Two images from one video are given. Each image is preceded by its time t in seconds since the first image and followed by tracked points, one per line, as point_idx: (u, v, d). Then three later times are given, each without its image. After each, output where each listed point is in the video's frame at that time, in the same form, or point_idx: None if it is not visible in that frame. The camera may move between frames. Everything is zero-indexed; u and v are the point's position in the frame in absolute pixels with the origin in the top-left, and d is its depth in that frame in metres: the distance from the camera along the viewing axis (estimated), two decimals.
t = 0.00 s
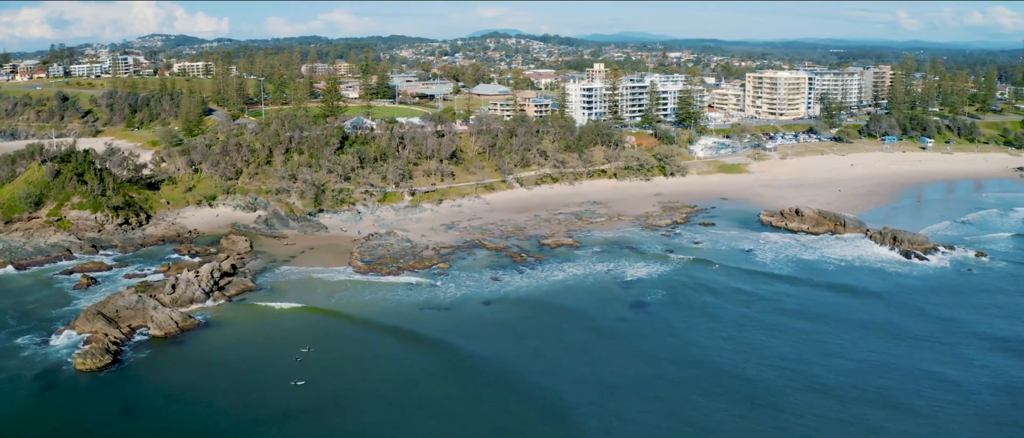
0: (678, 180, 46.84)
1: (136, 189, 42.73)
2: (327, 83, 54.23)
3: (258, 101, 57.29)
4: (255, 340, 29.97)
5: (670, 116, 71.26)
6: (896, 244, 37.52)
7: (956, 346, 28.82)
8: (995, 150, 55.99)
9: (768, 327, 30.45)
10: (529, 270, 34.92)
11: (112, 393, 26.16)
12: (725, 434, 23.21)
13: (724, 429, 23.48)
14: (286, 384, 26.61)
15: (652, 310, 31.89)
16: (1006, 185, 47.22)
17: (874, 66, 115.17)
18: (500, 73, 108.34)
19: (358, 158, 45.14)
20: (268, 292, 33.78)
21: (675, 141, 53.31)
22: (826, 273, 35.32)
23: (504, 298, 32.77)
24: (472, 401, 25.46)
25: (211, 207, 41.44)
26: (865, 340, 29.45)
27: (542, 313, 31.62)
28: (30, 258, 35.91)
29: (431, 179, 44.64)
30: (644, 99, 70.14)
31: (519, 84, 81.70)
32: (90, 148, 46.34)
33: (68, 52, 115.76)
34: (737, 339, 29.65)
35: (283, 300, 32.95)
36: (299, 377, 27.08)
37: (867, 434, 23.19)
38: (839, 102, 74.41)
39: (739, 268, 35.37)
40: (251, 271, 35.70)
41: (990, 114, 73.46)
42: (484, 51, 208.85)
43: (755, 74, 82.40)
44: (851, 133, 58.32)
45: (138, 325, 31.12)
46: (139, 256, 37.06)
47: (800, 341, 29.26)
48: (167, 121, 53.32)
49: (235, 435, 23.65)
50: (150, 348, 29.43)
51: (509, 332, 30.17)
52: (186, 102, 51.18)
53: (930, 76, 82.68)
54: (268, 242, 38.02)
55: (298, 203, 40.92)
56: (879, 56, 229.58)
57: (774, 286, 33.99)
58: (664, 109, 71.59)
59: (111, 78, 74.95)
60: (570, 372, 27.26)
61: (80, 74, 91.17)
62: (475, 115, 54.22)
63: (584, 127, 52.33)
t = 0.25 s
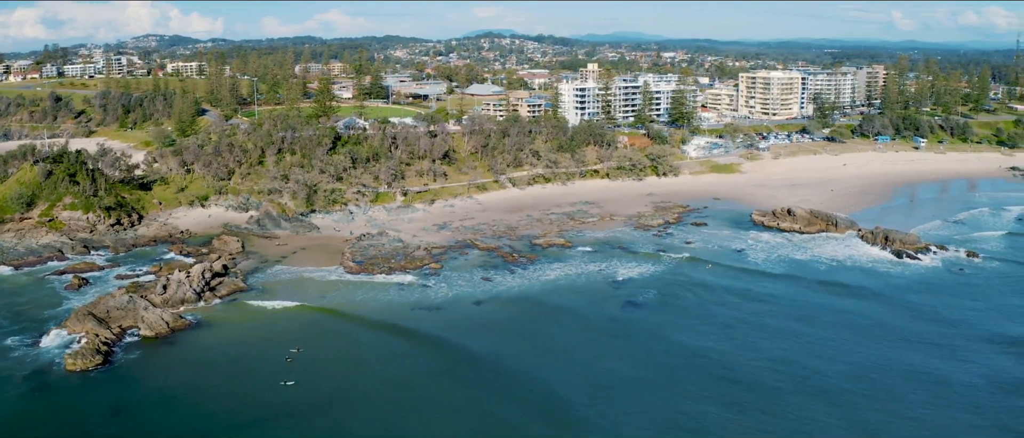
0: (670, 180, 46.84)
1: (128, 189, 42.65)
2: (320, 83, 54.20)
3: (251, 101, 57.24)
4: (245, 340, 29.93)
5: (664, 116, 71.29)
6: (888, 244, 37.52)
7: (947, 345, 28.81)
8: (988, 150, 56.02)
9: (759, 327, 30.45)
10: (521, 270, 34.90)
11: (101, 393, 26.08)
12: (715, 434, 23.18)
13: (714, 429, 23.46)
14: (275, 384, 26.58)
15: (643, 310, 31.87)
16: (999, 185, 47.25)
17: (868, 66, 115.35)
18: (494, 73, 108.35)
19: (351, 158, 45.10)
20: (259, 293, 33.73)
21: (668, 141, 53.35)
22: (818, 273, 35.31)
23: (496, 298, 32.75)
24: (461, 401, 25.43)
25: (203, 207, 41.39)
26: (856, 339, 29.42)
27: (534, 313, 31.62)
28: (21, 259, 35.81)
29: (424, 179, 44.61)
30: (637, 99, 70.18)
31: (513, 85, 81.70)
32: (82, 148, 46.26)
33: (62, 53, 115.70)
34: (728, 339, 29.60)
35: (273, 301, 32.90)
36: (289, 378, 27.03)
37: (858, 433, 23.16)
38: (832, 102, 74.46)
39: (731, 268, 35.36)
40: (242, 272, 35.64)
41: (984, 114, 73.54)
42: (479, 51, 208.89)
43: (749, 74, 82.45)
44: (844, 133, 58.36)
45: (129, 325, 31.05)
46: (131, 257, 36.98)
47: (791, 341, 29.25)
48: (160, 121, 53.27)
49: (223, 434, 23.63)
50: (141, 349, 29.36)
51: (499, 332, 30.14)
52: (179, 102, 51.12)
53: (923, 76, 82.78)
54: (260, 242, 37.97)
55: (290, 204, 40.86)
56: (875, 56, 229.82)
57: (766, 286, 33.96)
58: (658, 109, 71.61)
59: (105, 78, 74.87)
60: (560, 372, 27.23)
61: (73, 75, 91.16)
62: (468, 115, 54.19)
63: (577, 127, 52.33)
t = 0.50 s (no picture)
0: (663, 179, 46.85)
1: (121, 190, 42.59)
2: (313, 83, 54.17)
3: (245, 101, 57.21)
4: (237, 340, 29.91)
5: (658, 116, 71.31)
6: (881, 244, 37.53)
7: (938, 344, 28.81)
8: (982, 149, 56.07)
9: (750, 326, 30.44)
10: (513, 270, 34.88)
11: (91, 394, 26.00)
12: (705, 434, 23.15)
13: (705, 429, 23.43)
14: (265, 384, 26.56)
15: (634, 310, 31.84)
16: (991, 184, 47.30)
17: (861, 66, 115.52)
18: (488, 73, 108.37)
19: (343, 158, 45.07)
20: (251, 293, 33.70)
21: (661, 141, 53.38)
22: (810, 272, 35.30)
23: (487, 298, 32.73)
24: (451, 400, 25.41)
25: (196, 207, 41.34)
26: (848, 339, 29.38)
27: (525, 313, 31.62)
28: (13, 259, 35.70)
29: (417, 179, 44.60)
30: (631, 99, 70.23)
31: (507, 85, 81.71)
32: (75, 148, 46.21)
33: (55, 52, 115.61)
34: (720, 338, 29.57)
35: (265, 301, 32.86)
36: (279, 378, 27.00)
37: (848, 431, 23.13)
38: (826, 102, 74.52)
39: (723, 268, 35.35)
40: (234, 272, 35.58)
41: (977, 113, 73.64)
42: (472, 51, 209.40)
43: (742, 74, 82.50)
44: (837, 133, 58.41)
45: (120, 326, 30.98)
46: (123, 257, 36.91)
47: (782, 340, 29.24)
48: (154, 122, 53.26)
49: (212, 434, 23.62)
50: (132, 349, 29.28)
51: (491, 332, 30.14)
52: (172, 102, 51.08)
53: (917, 76, 82.90)
54: (252, 242, 37.93)
55: (283, 204, 40.81)
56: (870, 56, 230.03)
57: (758, 286, 33.94)
58: (651, 109, 71.64)
59: (98, 78, 74.85)
60: (550, 372, 27.20)
61: (67, 75, 91.13)
62: (462, 115, 54.18)
63: (570, 127, 52.34)
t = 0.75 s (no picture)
0: (657, 180, 46.88)
1: (114, 190, 42.53)
2: (307, 84, 54.15)
3: (239, 101, 57.17)
4: (228, 340, 29.88)
5: (652, 116, 71.37)
6: (873, 244, 37.58)
7: (929, 344, 28.82)
8: (976, 149, 56.13)
9: (742, 326, 30.45)
10: (505, 270, 34.88)
11: (83, 395, 25.93)
12: (696, 434, 23.14)
13: (694, 429, 23.42)
14: (256, 385, 26.51)
15: (626, 311, 31.83)
16: (985, 185, 47.35)
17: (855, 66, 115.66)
18: (483, 73, 108.41)
19: (337, 158, 45.04)
20: (243, 293, 33.68)
21: (655, 141, 53.40)
22: (803, 272, 35.29)
23: (479, 298, 32.70)
24: (442, 400, 25.40)
25: (189, 208, 41.31)
26: (840, 338, 29.38)
27: (518, 312, 31.62)
28: (5, 260, 35.61)
29: (410, 179, 44.58)
30: (625, 98, 70.25)
31: (501, 85, 81.75)
32: (68, 149, 46.15)
33: (50, 52, 115.52)
34: (712, 338, 29.57)
35: (257, 302, 32.82)
36: (270, 378, 26.98)
37: (838, 431, 23.13)
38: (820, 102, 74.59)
39: (716, 269, 35.35)
40: (227, 273, 35.54)
41: (971, 113, 73.71)
42: (467, 51, 209.53)
43: (736, 74, 82.54)
44: (831, 132, 58.46)
45: (112, 327, 30.91)
46: (116, 258, 36.84)
47: (774, 340, 29.25)
48: (148, 122, 53.22)
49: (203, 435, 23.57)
50: (124, 350, 29.21)
51: (483, 331, 30.14)
52: (166, 103, 51.05)
53: (911, 76, 82.97)
54: (245, 243, 37.90)
55: (276, 204, 40.76)
56: (867, 56, 230.23)
57: (750, 286, 33.96)
58: (645, 109, 71.68)
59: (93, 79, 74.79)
60: (542, 372, 27.20)
61: (62, 76, 91.05)
62: (455, 115, 54.18)
63: (564, 127, 52.36)
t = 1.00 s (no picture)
0: (650, 180, 46.89)
1: (108, 191, 42.46)
2: (301, 84, 54.11)
3: (233, 102, 57.14)
4: (220, 341, 29.79)
5: (646, 116, 71.41)
6: (866, 244, 37.60)
7: (921, 344, 28.82)
8: (970, 149, 56.19)
9: (734, 326, 30.44)
10: (498, 271, 34.84)
11: (74, 396, 25.86)
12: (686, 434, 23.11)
13: (685, 429, 23.40)
14: (247, 386, 26.41)
15: (619, 311, 31.80)
16: (979, 185, 47.40)
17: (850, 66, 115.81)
18: (478, 74, 108.47)
19: (330, 159, 44.99)
20: (236, 294, 33.63)
21: (649, 141, 53.40)
22: (796, 272, 35.29)
23: (472, 299, 32.63)
24: (433, 401, 25.30)
25: (182, 208, 41.27)
26: (832, 338, 29.36)
27: (510, 313, 31.57)
28: None
29: (403, 179, 44.54)
30: (619, 98, 70.26)
31: (495, 85, 81.76)
32: (62, 150, 46.07)
33: (44, 53, 115.42)
34: (704, 338, 29.54)
35: (249, 302, 32.78)
36: (261, 378, 26.93)
37: (829, 431, 23.11)
38: (815, 102, 74.65)
39: (709, 269, 35.34)
40: (219, 273, 35.49)
41: (965, 113, 73.79)
42: (462, 51, 209.61)
43: (730, 74, 82.61)
44: (825, 132, 58.51)
45: (104, 327, 30.84)
46: (109, 258, 36.78)
47: (766, 340, 29.24)
48: (142, 122, 53.20)
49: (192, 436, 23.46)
50: (116, 351, 29.16)
51: (475, 332, 30.06)
52: (160, 103, 51.00)
53: (905, 76, 83.09)
54: (237, 244, 37.84)
55: (269, 205, 40.69)
56: (863, 57, 230.44)
57: (743, 286, 33.93)
58: (639, 109, 71.72)
59: (87, 80, 74.75)
60: (534, 372, 27.16)
61: (56, 76, 90.99)
62: (449, 115, 54.17)
63: (558, 127, 52.36)
